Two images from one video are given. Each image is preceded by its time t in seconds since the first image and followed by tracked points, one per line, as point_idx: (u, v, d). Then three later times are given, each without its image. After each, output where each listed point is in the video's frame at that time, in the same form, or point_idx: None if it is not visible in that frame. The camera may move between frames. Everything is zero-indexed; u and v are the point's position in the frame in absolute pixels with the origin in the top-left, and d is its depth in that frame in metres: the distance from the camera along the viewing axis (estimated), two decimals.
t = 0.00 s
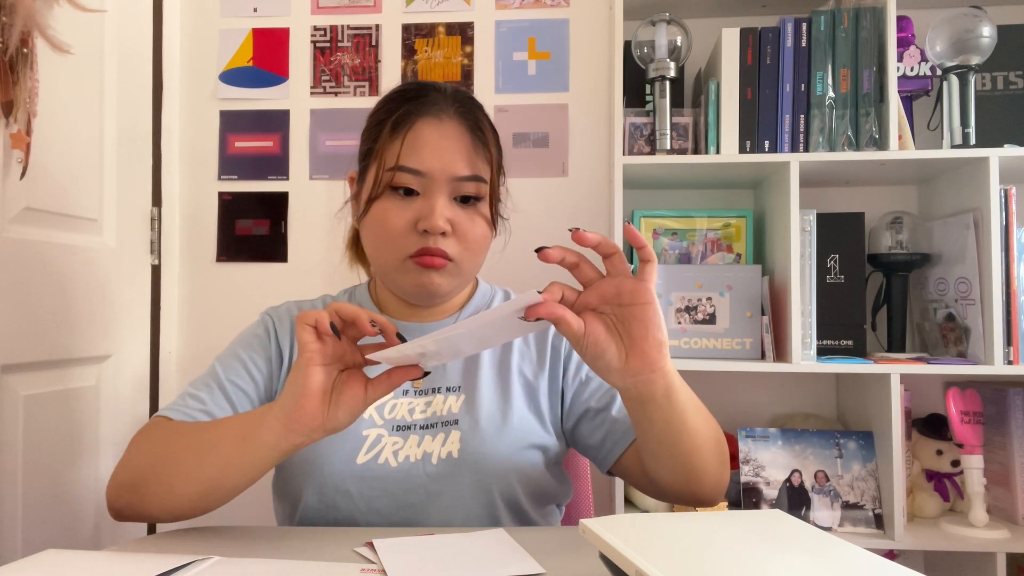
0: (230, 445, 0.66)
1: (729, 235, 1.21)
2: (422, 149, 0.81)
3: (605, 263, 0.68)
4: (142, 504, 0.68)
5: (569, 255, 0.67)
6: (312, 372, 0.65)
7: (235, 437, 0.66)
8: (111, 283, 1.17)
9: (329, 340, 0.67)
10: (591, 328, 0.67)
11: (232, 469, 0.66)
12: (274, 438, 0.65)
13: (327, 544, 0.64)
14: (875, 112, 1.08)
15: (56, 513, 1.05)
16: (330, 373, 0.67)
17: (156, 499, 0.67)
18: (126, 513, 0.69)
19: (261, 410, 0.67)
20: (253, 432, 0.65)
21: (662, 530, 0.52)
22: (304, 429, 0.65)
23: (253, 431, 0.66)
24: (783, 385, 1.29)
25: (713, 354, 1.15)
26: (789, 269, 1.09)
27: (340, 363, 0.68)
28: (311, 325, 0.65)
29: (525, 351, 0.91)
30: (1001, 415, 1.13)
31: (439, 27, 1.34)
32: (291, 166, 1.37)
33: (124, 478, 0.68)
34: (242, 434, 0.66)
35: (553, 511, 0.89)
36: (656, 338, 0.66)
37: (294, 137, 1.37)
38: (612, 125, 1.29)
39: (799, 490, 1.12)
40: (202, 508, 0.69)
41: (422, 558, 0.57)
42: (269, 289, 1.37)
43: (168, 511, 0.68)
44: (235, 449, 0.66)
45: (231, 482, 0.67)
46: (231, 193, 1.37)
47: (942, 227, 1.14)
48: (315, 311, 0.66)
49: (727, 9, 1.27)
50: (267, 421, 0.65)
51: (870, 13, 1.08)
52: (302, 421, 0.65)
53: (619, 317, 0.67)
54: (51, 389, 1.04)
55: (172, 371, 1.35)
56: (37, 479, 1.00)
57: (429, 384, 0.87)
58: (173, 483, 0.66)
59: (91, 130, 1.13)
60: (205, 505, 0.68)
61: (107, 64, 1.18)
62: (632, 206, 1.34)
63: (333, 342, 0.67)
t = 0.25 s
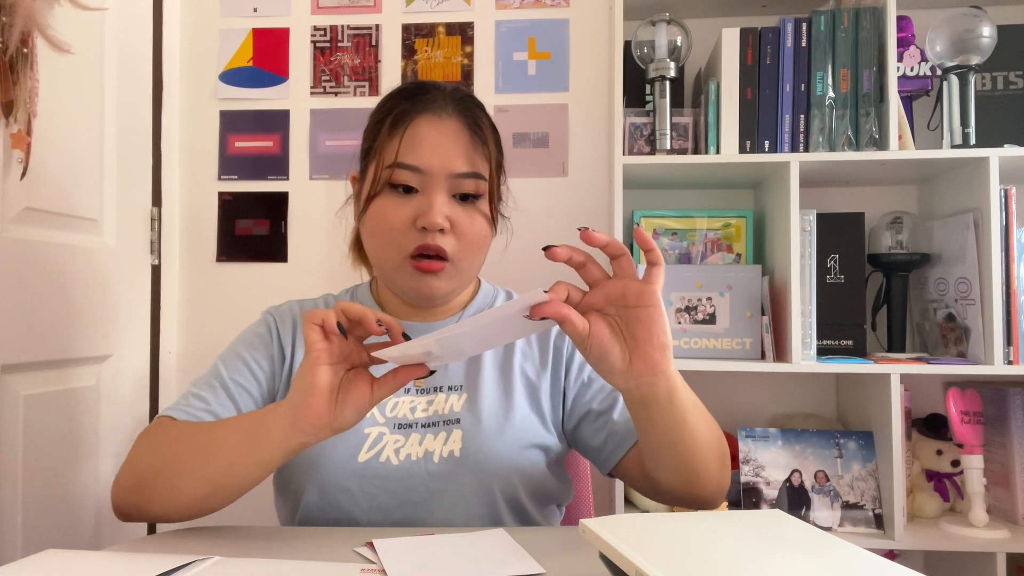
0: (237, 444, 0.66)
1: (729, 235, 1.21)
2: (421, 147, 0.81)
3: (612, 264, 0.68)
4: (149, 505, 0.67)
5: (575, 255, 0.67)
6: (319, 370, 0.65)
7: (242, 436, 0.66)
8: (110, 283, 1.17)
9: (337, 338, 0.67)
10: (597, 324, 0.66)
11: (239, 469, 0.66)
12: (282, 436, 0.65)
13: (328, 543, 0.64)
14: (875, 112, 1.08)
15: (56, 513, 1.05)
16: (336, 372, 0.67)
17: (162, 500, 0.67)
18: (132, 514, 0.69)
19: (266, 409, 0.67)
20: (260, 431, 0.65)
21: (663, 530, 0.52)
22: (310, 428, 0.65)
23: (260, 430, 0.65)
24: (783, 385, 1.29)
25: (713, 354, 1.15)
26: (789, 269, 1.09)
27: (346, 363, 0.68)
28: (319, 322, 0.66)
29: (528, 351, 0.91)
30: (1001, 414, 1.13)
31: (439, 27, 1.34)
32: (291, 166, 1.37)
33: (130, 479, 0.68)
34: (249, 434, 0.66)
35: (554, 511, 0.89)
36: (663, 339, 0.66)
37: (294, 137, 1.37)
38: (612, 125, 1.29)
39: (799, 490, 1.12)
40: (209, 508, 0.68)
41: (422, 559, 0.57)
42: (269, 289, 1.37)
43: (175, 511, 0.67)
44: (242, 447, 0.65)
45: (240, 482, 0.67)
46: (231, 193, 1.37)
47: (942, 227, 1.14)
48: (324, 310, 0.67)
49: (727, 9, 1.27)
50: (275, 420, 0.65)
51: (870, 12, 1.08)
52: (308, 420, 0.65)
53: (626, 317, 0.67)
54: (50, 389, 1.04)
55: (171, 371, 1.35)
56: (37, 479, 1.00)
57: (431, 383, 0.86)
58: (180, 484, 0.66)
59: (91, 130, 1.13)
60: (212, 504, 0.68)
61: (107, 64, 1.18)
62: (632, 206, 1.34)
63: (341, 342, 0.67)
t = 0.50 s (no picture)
0: (245, 444, 0.66)
1: (729, 235, 1.21)
2: (430, 148, 0.81)
3: (621, 277, 0.64)
4: (157, 506, 0.67)
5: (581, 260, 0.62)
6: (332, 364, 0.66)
7: (250, 437, 0.66)
8: (110, 283, 1.17)
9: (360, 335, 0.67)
10: (587, 341, 0.66)
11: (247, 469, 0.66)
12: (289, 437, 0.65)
13: (327, 544, 0.64)
14: (875, 112, 1.08)
15: (56, 513, 1.05)
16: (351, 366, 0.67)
17: (169, 501, 0.67)
18: (139, 515, 0.69)
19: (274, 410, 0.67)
20: (269, 432, 0.65)
21: (662, 530, 0.52)
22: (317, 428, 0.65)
23: (268, 431, 0.66)
24: (783, 385, 1.29)
25: (713, 354, 1.15)
26: (789, 269, 1.09)
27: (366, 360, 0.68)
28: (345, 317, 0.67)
29: (525, 352, 0.91)
30: (1001, 415, 1.13)
31: (439, 27, 1.34)
32: (291, 166, 1.37)
33: (137, 480, 0.68)
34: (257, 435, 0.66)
35: (553, 511, 0.89)
36: (656, 367, 0.65)
37: (293, 137, 1.37)
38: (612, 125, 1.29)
39: (799, 490, 1.12)
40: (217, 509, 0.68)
41: (422, 559, 0.57)
42: (269, 289, 1.37)
43: (183, 513, 0.67)
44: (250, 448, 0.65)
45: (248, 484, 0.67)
46: (231, 193, 1.37)
47: (942, 227, 1.14)
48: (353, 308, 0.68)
49: (727, 9, 1.27)
50: (283, 421, 0.65)
51: (870, 12, 1.08)
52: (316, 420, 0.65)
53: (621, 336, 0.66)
54: (51, 389, 1.04)
55: (171, 371, 1.35)
56: (37, 479, 1.00)
57: (428, 383, 0.86)
58: (187, 484, 0.66)
59: (91, 130, 1.13)
60: (219, 506, 0.68)
61: (108, 64, 1.18)
62: (632, 206, 1.34)
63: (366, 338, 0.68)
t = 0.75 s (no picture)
0: (251, 444, 0.66)
1: (729, 235, 1.21)
2: (442, 155, 0.80)
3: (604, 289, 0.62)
4: (162, 503, 0.68)
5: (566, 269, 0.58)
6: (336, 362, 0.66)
7: (257, 436, 0.66)
8: (110, 283, 1.17)
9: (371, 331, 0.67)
10: (565, 344, 0.67)
11: (255, 469, 0.66)
12: (295, 437, 0.65)
13: (327, 544, 0.64)
14: (875, 112, 1.08)
15: (56, 513, 1.05)
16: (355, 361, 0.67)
17: (175, 498, 0.67)
18: (143, 511, 0.69)
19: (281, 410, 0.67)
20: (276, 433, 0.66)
21: (661, 530, 0.52)
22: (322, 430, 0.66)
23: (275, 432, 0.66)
24: (783, 385, 1.29)
25: (713, 354, 1.15)
26: (789, 268, 1.09)
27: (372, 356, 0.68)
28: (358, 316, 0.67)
29: (522, 352, 0.91)
30: (1001, 415, 1.13)
31: (439, 27, 1.34)
32: (291, 166, 1.37)
33: (141, 476, 0.68)
34: (264, 435, 0.66)
35: (551, 511, 0.89)
36: (631, 377, 0.65)
37: (293, 137, 1.37)
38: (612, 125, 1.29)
39: (798, 490, 1.12)
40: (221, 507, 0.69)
41: (421, 559, 0.57)
42: (269, 289, 1.37)
43: (188, 510, 0.68)
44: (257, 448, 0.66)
45: (253, 483, 0.67)
46: (231, 193, 1.37)
47: (942, 227, 1.14)
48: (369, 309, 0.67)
49: (727, 9, 1.27)
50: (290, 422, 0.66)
51: (870, 13, 1.08)
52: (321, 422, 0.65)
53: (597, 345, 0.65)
54: (51, 389, 1.04)
55: (171, 371, 1.35)
56: (37, 479, 1.00)
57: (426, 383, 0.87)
58: (194, 482, 0.67)
59: (91, 130, 1.13)
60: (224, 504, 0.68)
61: (108, 64, 1.18)
62: (632, 206, 1.34)
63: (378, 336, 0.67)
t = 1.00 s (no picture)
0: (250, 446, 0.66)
1: (729, 235, 1.21)
2: (437, 159, 0.80)
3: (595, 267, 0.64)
4: (162, 509, 0.68)
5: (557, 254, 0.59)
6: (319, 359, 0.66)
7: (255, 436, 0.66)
8: (110, 283, 1.17)
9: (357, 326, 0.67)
10: (561, 328, 0.67)
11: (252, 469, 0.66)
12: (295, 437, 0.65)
13: (327, 544, 0.64)
14: (875, 112, 1.08)
15: (56, 513, 1.05)
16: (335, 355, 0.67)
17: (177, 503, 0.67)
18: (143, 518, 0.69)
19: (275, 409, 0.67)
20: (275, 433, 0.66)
21: (662, 530, 0.52)
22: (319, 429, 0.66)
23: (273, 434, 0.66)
24: (783, 385, 1.29)
25: (713, 354, 1.15)
26: (789, 269, 1.09)
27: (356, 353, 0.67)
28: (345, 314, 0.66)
29: (524, 352, 0.91)
30: (1001, 415, 1.13)
31: (439, 27, 1.34)
32: (291, 166, 1.37)
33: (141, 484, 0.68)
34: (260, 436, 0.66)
35: (551, 511, 0.89)
36: (630, 356, 0.65)
37: (294, 137, 1.37)
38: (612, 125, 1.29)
39: (799, 490, 1.12)
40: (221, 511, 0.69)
41: (421, 559, 0.57)
42: (269, 289, 1.37)
43: (189, 515, 0.68)
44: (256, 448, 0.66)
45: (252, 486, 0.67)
46: (231, 193, 1.37)
47: (942, 227, 1.14)
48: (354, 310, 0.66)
49: (727, 9, 1.27)
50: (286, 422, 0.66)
51: (870, 13, 1.08)
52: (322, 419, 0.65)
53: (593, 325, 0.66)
54: (51, 389, 1.04)
55: (171, 371, 1.35)
56: (37, 479, 1.00)
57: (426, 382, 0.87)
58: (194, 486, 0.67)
59: (91, 131, 1.13)
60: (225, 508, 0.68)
61: (108, 64, 1.18)
62: (632, 206, 1.34)
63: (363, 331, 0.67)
